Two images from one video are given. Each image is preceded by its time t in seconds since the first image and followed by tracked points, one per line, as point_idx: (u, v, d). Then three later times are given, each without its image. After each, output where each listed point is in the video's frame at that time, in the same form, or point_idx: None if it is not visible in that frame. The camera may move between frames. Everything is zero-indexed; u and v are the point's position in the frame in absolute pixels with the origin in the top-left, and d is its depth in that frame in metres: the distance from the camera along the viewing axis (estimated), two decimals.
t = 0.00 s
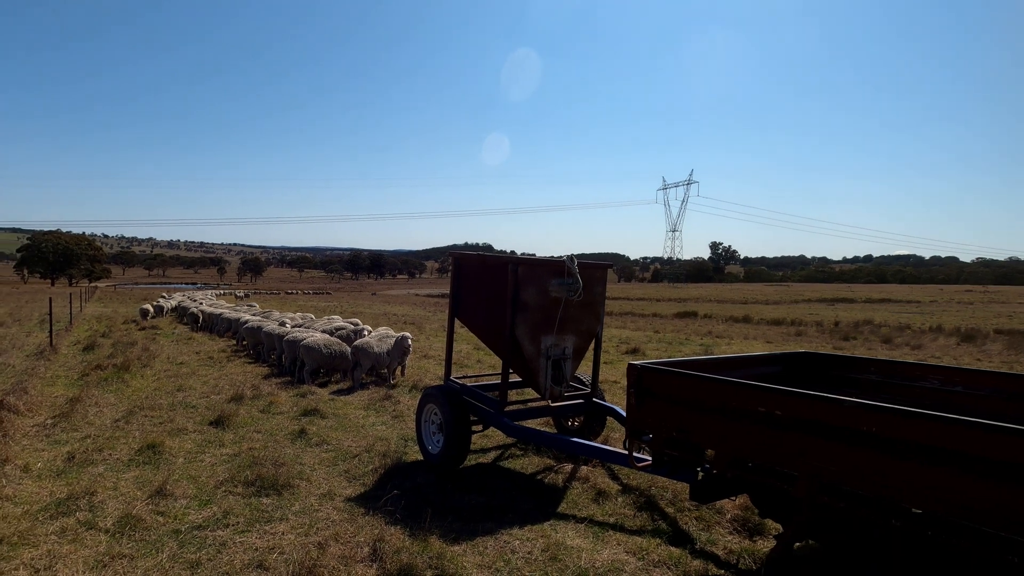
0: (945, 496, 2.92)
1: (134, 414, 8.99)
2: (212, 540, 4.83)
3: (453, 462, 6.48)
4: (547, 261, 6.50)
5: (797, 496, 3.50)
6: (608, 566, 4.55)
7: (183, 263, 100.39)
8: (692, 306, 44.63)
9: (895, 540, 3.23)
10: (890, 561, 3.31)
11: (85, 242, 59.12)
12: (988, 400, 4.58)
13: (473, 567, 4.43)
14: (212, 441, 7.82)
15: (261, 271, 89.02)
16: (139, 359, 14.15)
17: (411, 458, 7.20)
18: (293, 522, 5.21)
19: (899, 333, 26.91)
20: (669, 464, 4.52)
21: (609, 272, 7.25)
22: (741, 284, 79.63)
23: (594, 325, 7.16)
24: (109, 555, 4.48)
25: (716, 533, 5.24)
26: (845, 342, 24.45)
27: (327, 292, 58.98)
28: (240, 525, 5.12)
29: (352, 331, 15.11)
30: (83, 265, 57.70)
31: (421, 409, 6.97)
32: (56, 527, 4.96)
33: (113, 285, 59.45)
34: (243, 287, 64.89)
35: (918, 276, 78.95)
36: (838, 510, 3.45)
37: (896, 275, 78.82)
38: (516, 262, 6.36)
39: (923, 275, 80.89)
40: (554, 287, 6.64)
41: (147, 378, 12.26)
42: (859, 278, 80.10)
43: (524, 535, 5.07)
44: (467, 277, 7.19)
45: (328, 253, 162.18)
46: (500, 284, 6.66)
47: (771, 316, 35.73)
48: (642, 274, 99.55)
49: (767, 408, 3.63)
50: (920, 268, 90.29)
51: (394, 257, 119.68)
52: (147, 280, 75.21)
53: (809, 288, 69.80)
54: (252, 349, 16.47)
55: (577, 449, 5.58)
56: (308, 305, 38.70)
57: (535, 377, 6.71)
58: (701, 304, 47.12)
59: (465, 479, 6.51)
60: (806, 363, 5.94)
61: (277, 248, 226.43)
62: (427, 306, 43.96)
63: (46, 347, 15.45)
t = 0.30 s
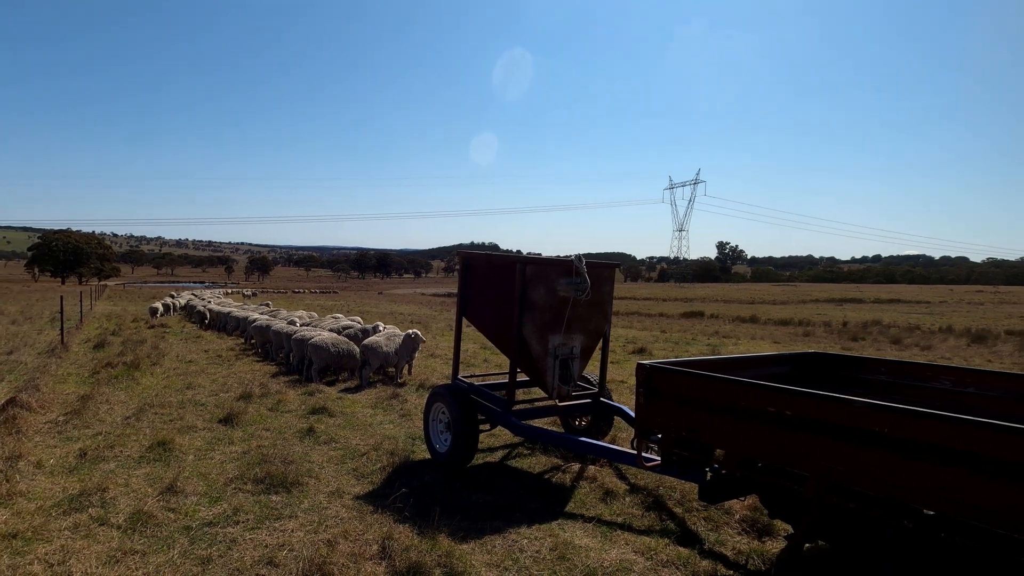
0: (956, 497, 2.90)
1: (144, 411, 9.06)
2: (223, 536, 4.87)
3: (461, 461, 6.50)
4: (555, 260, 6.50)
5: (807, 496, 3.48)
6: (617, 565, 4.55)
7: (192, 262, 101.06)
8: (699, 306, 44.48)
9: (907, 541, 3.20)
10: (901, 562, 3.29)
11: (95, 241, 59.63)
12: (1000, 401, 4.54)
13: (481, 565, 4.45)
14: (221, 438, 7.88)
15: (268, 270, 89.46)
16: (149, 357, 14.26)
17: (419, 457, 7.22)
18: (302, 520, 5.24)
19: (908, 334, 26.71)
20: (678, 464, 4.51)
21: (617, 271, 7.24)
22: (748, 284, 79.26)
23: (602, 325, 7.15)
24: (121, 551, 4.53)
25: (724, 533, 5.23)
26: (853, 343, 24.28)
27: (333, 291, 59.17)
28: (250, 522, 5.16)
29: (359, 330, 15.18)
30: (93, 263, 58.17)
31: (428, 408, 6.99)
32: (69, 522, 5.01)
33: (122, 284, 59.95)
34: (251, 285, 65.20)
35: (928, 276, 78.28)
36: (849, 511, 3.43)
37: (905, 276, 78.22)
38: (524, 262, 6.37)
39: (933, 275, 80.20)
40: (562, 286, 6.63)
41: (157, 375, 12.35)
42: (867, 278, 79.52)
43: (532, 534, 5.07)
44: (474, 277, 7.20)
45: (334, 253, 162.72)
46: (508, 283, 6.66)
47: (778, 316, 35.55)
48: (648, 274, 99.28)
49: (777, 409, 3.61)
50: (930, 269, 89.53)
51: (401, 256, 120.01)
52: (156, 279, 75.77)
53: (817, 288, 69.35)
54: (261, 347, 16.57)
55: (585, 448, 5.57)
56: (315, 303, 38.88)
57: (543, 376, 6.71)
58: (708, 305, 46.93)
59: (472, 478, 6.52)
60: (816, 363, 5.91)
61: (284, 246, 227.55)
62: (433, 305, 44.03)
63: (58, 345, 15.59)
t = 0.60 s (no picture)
0: (964, 497, 2.87)
1: (153, 409, 9.13)
2: (230, 533, 4.90)
3: (467, 460, 6.51)
4: (560, 259, 6.51)
5: (814, 497, 3.45)
6: (623, 565, 4.55)
7: (199, 262, 101.65)
8: (705, 306, 44.33)
9: (915, 542, 3.18)
10: (908, 564, 3.26)
11: (104, 240, 60.12)
12: (1012, 403, 4.50)
13: (487, 564, 4.45)
14: (229, 436, 7.93)
15: (275, 269, 89.88)
16: (157, 355, 14.37)
17: (425, 456, 7.23)
18: (309, 518, 5.26)
19: (917, 334, 26.51)
20: (684, 464, 4.50)
21: (624, 271, 7.23)
22: (755, 284, 78.91)
23: (608, 324, 7.14)
24: (131, 547, 4.57)
25: (731, 534, 5.21)
26: (861, 343, 24.15)
27: (340, 291, 59.36)
28: (258, 520, 5.19)
29: (365, 329, 15.23)
30: (103, 263, 58.65)
31: (434, 407, 7.00)
32: (79, 519, 5.06)
33: (130, 283, 60.44)
34: (258, 284, 65.50)
35: (937, 276, 77.66)
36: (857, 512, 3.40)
37: (914, 276, 77.62)
38: (530, 261, 6.37)
39: (942, 275, 79.52)
40: (568, 285, 6.63)
41: (165, 374, 12.45)
42: (876, 278, 78.96)
43: (538, 533, 5.07)
44: (480, 276, 7.21)
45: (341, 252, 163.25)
46: (514, 283, 6.66)
47: (785, 317, 35.38)
48: (654, 274, 99.03)
49: (784, 409, 3.59)
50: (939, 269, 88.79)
51: (406, 255, 120.29)
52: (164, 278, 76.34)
53: (825, 288, 68.95)
54: (268, 346, 16.67)
55: (592, 448, 5.57)
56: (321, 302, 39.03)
57: (549, 376, 6.70)
58: (714, 305, 46.73)
59: (478, 477, 6.53)
60: (824, 364, 5.88)
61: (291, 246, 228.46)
62: (439, 304, 44.11)
63: (68, 343, 15.75)
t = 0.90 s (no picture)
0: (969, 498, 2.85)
1: (161, 407, 9.20)
2: (237, 531, 4.93)
3: (473, 459, 6.51)
4: (566, 258, 6.50)
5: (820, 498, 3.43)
6: (628, 565, 4.53)
7: (208, 261, 102.30)
8: (712, 305, 44.13)
9: (923, 543, 3.15)
10: (915, 565, 3.23)
11: (114, 240, 60.62)
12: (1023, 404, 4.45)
13: (492, 563, 4.45)
14: (236, 434, 7.98)
15: (282, 268, 90.32)
16: (166, 353, 14.47)
17: (430, 455, 7.24)
18: (315, 516, 5.28)
19: (926, 335, 26.26)
20: (690, 464, 4.49)
21: (630, 270, 7.19)
22: (762, 284, 78.47)
23: (614, 324, 7.12)
24: (139, 544, 4.60)
25: (737, 535, 5.18)
26: (869, 343, 23.96)
27: (346, 289, 59.71)
28: (264, 517, 5.22)
29: (371, 329, 15.27)
30: (112, 262, 59.13)
31: (440, 406, 7.01)
32: (89, 515, 5.11)
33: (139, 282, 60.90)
34: (266, 283, 65.83)
35: (947, 276, 76.92)
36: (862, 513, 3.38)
37: (924, 276, 76.92)
38: (536, 260, 6.37)
39: (953, 275, 78.71)
40: (574, 285, 6.61)
41: (173, 372, 12.54)
42: (885, 278, 78.29)
43: (543, 532, 5.07)
44: (486, 276, 7.21)
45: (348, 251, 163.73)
46: (520, 282, 6.65)
47: (793, 316, 35.15)
48: (661, 273, 98.70)
49: (791, 409, 3.57)
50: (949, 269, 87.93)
51: (413, 254, 120.54)
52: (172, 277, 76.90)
53: (835, 287, 68.46)
54: (275, 345, 16.76)
55: (597, 448, 5.55)
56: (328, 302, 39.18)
57: (555, 375, 6.70)
58: (721, 304, 46.49)
59: (484, 476, 6.53)
60: (832, 364, 5.84)
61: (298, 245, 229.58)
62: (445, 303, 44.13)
63: (78, 341, 15.89)
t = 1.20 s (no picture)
0: (978, 499, 2.83)
1: (171, 405, 9.29)
2: (246, 528, 4.96)
3: (480, 458, 6.53)
4: (573, 258, 6.49)
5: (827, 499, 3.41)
6: (634, 566, 4.52)
7: (217, 260, 103.09)
8: (720, 305, 43.87)
9: (931, 545, 3.12)
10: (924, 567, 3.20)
11: (125, 239, 61.23)
12: None
13: (499, 563, 4.45)
14: (245, 432, 8.03)
15: (291, 267, 90.84)
16: (176, 351, 14.60)
17: (437, 453, 7.26)
18: (323, 514, 5.31)
19: (937, 335, 25.98)
20: (697, 464, 4.48)
21: (637, 269, 7.16)
22: (771, 283, 77.97)
23: (621, 323, 7.10)
24: (148, 540, 4.65)
25: (745, 535, 5.16)
26: (879, 343, 23.73)
27: (354, 288, 59.95)
28: (273, 515, 5.26)
29: (379, 327, 15.33)
30: (123, 260, 59.70)
31: (447, 405, 7.03)
32: (100, 512, 5.17)
33: (150, 280, 61.48)
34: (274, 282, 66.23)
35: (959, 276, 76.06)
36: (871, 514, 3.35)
37: (935, 276, 76.11)
38: (543, 259, 6.37)
39: (965, 274, 77.83)
40: (581, 284, 6.60)
41: (183, 370, 12.64)
42: (896, 278, 77.56)
43: (550, 532, 5.07)
44: (493, 275, 7.21)
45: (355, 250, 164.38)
46: (527, 281, 6.64)
47: (802, 316, 34.88)
48: (668, 273, 98.33)
49: (798, 410, 3.55)
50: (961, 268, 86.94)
51: (420, 253, 120.73)
52: (182, 275, 77.57)
53: (845, 286, 67.93)
54: (283, 343, 16.87)
55: (603, 448, 5.54)
56: (336, 301, 39.36)
57: (561, 374, 6.70)
58: (728, 304, 46.25)
59: (491, 475, 6.54)
60: (840, 364, 5.79)
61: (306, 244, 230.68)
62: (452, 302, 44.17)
63: (89, 339, 16.07)
